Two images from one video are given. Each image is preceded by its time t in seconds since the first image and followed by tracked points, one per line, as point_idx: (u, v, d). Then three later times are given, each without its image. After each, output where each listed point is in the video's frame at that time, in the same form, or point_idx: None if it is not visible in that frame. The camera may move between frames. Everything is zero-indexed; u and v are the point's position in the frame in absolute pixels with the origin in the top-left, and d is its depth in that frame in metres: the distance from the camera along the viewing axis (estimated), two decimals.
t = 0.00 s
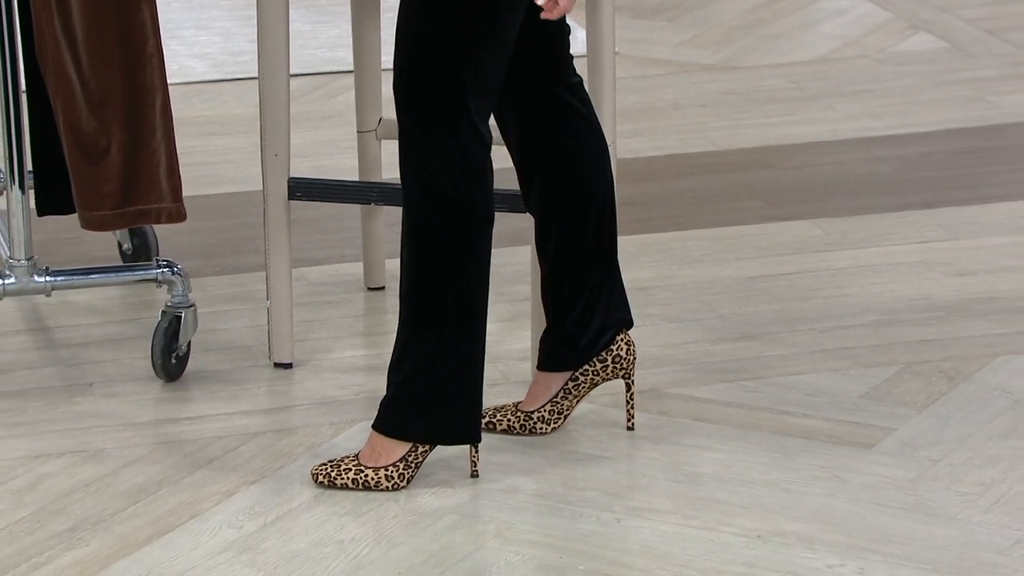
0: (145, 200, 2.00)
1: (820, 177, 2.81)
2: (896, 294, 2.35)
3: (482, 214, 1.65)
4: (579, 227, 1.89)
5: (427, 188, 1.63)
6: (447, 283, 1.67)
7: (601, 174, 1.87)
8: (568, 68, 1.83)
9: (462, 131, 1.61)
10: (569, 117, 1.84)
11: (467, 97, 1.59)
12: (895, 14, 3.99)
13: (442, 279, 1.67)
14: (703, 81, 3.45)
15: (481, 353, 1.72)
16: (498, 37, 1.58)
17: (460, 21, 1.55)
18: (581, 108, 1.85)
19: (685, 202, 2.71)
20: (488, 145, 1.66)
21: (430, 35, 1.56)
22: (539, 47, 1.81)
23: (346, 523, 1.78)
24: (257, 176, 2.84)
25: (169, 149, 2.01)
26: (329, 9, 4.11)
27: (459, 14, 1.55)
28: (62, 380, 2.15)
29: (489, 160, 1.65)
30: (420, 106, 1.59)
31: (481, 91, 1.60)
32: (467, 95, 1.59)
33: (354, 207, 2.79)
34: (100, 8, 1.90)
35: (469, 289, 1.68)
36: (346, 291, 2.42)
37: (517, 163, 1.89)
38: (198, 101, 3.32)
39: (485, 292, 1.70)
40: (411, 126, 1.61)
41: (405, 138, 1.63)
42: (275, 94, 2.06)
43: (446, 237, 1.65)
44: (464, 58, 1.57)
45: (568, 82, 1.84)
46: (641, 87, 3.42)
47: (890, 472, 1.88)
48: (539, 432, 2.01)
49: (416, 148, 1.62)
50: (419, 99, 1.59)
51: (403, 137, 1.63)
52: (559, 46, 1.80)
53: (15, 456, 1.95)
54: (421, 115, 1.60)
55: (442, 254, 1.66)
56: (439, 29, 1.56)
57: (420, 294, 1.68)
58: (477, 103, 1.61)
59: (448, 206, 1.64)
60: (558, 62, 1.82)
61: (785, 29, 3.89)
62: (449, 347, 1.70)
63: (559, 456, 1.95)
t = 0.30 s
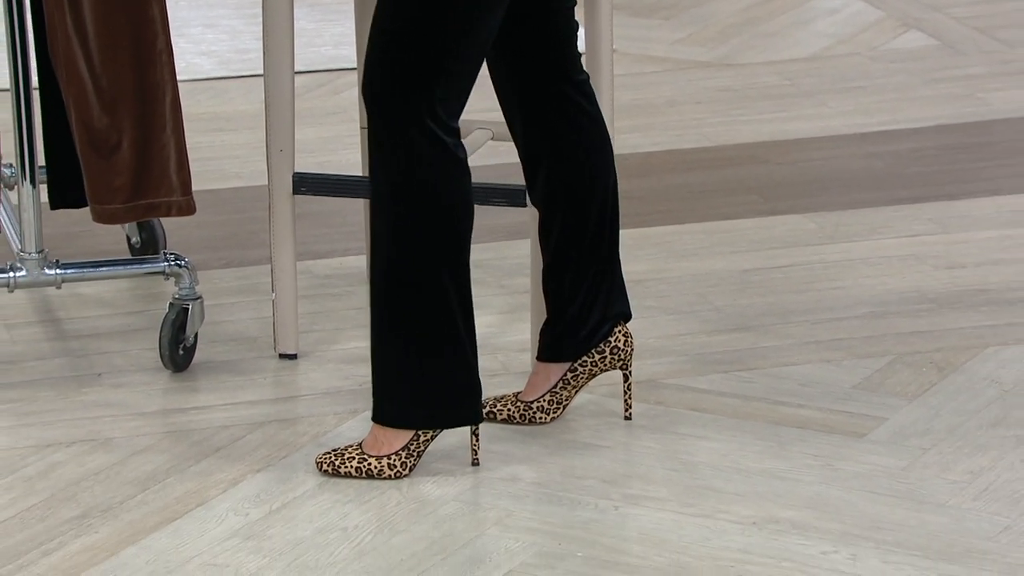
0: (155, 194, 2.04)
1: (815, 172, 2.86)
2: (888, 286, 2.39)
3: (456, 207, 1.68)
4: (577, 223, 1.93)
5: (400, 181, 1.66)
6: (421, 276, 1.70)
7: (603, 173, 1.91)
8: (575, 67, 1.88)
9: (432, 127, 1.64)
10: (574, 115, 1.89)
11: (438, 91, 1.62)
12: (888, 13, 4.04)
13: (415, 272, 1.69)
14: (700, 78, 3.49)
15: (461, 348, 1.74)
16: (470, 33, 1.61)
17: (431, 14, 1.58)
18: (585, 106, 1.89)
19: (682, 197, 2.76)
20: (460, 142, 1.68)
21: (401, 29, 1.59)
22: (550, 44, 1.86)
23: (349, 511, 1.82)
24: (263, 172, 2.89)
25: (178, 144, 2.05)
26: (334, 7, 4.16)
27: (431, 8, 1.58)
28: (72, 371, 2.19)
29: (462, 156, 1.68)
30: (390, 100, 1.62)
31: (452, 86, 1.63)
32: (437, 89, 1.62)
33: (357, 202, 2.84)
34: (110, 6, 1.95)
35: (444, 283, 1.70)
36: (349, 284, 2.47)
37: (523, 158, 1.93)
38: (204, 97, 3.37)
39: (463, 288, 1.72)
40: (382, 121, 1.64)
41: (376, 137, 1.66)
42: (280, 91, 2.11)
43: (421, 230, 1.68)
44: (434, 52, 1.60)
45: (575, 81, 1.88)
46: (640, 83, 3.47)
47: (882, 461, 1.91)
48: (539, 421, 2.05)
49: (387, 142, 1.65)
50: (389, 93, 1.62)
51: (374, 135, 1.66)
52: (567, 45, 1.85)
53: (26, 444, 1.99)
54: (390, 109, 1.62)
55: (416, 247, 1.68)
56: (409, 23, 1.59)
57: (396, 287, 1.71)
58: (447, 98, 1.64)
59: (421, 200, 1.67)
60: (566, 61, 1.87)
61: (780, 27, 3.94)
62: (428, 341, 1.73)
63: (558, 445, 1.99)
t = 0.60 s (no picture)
0: (161, 191, 2.06)
1: (813, 170, 2.88)
2: (885, 284, 2.41)
3: (449, 204, 1.69)
4: (575, 221, 1.94)
5: (393, 177, 1.68)
6: (413, 271, 1.71)
7: (602, 171, 1.93)
8: (574, 66, 1.89)
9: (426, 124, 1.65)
10: (573, 114, 1.90)
11: (429, 87, 1.63)
12: (885, 12, 4.05)
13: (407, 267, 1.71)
14: (699, 77, 3.51)
15: (453, 344, 1.75)
16: (462, 31, 1.63)
17: (423, 11, 1.60)
18: (584, 105, 1.91)
19: (681, 195, 2.78)
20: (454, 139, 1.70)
21: (393, 25, 1.61)
22: (548, 43, 1.87)
23: (350, 507, 1.83)
24: (265, 170, 2.90)
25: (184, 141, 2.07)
26: (335, 6, 4.18)
27: (424, 4, 1.60)
28: (75, 368, 2.21)
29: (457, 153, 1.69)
30: (382, 96, 1.63)
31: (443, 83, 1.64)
32: (428, 85, 1.63)
33: (358, 200, 2.85)
34: (115, 5, 1.97)
35: (435, 279, 1.71)
36: (349, 281, 2.49)
37: (524, 157, 1.95)
38: (206, 96, 3.38)
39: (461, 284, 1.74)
40: (374, 116, 1.65)
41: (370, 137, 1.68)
42: (281, 88, 2.12)
43: (413, 226, 1.69)
44: (426, 48, 1.61)
45: (575, 80, 1.90)
46: (640, 82, 3.48)
47: (880, 457, 1.93)
48: (538, 418, 2.06)
49: (380, 138, 1.66)
50: (381, 89, 1.63)
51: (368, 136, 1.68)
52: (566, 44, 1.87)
53: (30, 440, 2.01)
54: (382, 105, 1.64)
55: (407, 242, 1.70)
56: (401, 20, 1.60)
57: (389, 282, 1.72)
58: (438, 94, 1.66)
59: (413, 196, 1.68)
60: (564, 60, 1.88)
61: (778, 26, 3.95)
62: (420, 336, 1.74)
63: (557, 441, 2.01)
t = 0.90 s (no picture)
0: (164, 190, 2.07)
1: (811, 170, 2.89)
2: (883, 283, 2.42)
3: (449, 204, 1.70)
4: (574, 221, 1.95)
5: (394, 177, 1.69)
6: (414, 271, 1.72)
7: (601, 171, 1.94)
8: (575, 66, 1.90)
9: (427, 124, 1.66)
10: (573, 114, 1.91)
11: (430, 87, 1.65)
12: (883, 13, 4.07)
13: (408, 266, 1.72)
14: (699, 77, 3.52)
15: (454, 344, 1.76)
16: (463, 31, 1.64)
17: (424, 10, 1.61)
18: (585, 105, 1.92)
19: (680, 195, 2.79)
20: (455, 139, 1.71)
21: (395, 23, 1.62)
22: (548, 44, 1.88)
23: (351, 505, 1.84)
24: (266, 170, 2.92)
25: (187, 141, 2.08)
26: (336, 7, 4.19)
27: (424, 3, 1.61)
28: (78, 367, 2.22)
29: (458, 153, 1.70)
30: (383, 96, 1.65)
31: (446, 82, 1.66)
32: (429, 85, 1.65)
33: (358, 200, 2.87)
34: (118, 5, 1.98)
35: (436, 278, 1.72)
36: (350, 281, 2.50)
37: (524, 157, 1.96)
38: (207, 96, 3.40)
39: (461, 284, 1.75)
40: (375, 116, 1.67)
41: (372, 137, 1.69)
42: (282, 88, 2.13)
43: (413, 226, 1.70)
44: (426, 47, 1.63)
45: (575, 81, 1.91)
46: (639, 82, 3.49)
47: (878, 455, 1.94)
48: (538, 416, 2.07)
49: (381, 138, 1.67)
50: (383, 89, 1.65)
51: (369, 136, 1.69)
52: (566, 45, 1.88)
53: (33, 439, 2.02)
54: (383, 105, 1.65)
55: (407, 242, 1.71)
56: (402, 20, 1.62)
57: (391, 282, 1.74)
58: (440, 94, 1.67)
59: (413, 195, 1.69)
60: (564, 60, 1.89)
61: (777, 26, 3.97)
62: (420, 336, 1.75)
63: (557, 440, 2.02)
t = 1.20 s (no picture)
0: (163, 191, 2.08)
1: (810, 170, 2.90)
2: (882, 283, 2.43)
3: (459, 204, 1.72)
4: (575, 221, 1.96)
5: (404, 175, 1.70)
6: (423, 269, 1.73)
7: (602, 171, 1.95)
8: (575, 67, 1.91)
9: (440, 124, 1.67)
10: (574, 114, 1.92)
11: (440, 86, 1.66)
12: (882, 14, 4.08)
13: (409, 265, 1.73)
14: (698, 78, 3.53)
15: (459, 343, 1.77)
16: (475, 31, 1.65)
17: (437, 10, 1.62)
18: (585, 105, 1.93)
19: (680, 195, 2.80)
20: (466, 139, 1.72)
21: (408, 23, 1.63)
22: (549, 44, 1.89)
23: (352, 504, 1.85)
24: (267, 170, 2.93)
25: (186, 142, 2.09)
26: (337, 9, 4.20)
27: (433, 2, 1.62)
28: (80, 366, 2.23)
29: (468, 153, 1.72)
30: (396, 94, 1.66)
31: (450, 83, 1.66)
32: (442, 85, 1.66)
33: (359, 200, 2.88)
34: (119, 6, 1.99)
35: (444, 277, 1.74)
36: (351, 281, 2.51)
37: (525, 157, 1.97)
38: (209, 97, 3.41)
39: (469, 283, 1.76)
40: (387, 114, 1.68)
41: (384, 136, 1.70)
42: (284, 90, 2.15)
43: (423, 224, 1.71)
44: (439, 46, 1.64)
45: (576, 81, 1.92)
46: (639, 83, 3.51)
47: (876, 454, 1.95)
48: (538, 416, 2.09)
49: (393, 137, 1.68)
50: (395, 87, 1.66)
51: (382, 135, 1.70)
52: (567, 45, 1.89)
53: (35, 438, 2.03)
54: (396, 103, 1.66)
55: (409, 242, 1.72)
56: (416, 19, 1.63)
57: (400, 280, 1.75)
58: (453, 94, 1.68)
59: (424, 194, 1.70)
60: (566, 60, 1.90)
61: (776, 27, 3.98)
62: (426, 335, 1.76)
63: (557, 438, 2.03)
